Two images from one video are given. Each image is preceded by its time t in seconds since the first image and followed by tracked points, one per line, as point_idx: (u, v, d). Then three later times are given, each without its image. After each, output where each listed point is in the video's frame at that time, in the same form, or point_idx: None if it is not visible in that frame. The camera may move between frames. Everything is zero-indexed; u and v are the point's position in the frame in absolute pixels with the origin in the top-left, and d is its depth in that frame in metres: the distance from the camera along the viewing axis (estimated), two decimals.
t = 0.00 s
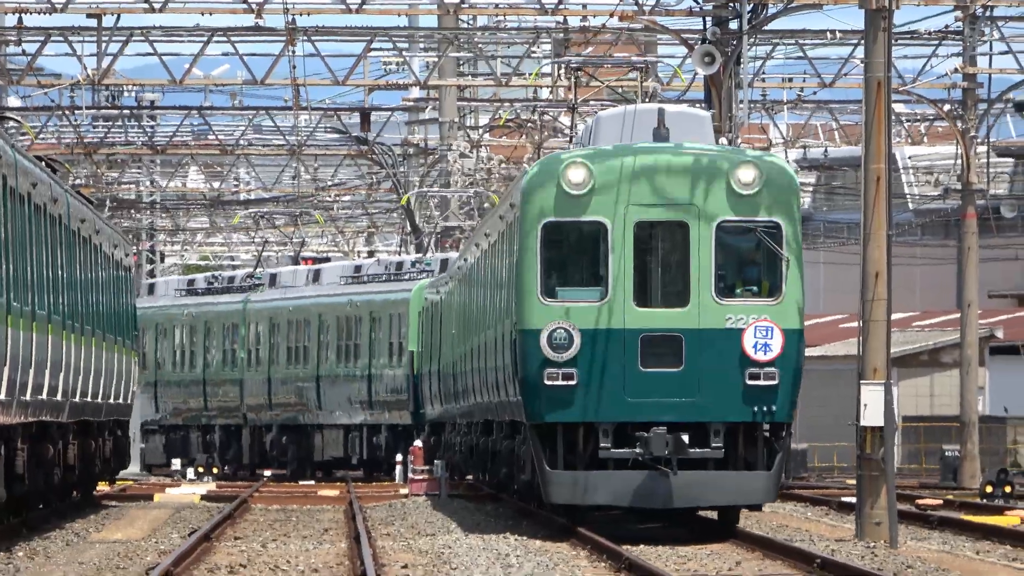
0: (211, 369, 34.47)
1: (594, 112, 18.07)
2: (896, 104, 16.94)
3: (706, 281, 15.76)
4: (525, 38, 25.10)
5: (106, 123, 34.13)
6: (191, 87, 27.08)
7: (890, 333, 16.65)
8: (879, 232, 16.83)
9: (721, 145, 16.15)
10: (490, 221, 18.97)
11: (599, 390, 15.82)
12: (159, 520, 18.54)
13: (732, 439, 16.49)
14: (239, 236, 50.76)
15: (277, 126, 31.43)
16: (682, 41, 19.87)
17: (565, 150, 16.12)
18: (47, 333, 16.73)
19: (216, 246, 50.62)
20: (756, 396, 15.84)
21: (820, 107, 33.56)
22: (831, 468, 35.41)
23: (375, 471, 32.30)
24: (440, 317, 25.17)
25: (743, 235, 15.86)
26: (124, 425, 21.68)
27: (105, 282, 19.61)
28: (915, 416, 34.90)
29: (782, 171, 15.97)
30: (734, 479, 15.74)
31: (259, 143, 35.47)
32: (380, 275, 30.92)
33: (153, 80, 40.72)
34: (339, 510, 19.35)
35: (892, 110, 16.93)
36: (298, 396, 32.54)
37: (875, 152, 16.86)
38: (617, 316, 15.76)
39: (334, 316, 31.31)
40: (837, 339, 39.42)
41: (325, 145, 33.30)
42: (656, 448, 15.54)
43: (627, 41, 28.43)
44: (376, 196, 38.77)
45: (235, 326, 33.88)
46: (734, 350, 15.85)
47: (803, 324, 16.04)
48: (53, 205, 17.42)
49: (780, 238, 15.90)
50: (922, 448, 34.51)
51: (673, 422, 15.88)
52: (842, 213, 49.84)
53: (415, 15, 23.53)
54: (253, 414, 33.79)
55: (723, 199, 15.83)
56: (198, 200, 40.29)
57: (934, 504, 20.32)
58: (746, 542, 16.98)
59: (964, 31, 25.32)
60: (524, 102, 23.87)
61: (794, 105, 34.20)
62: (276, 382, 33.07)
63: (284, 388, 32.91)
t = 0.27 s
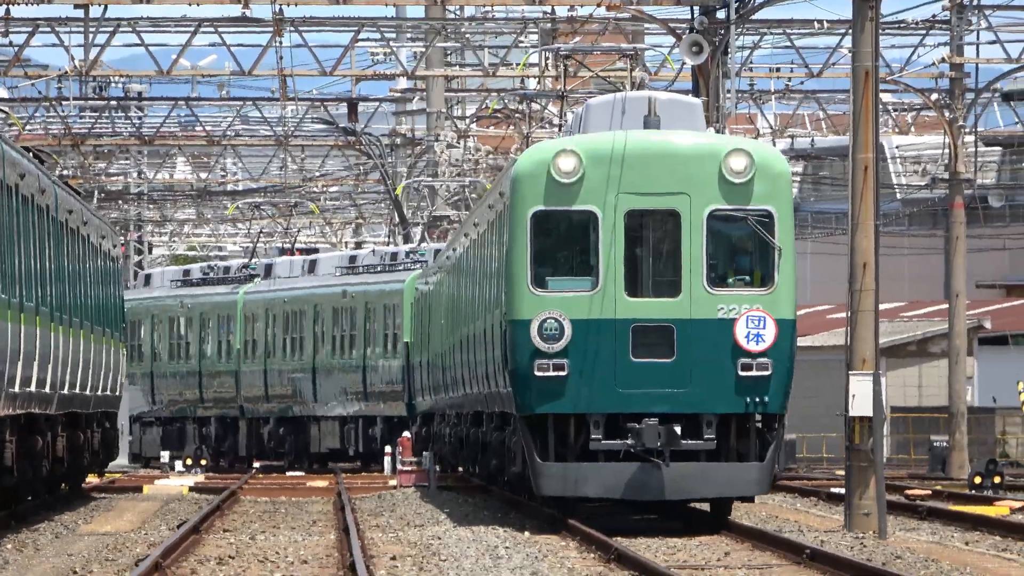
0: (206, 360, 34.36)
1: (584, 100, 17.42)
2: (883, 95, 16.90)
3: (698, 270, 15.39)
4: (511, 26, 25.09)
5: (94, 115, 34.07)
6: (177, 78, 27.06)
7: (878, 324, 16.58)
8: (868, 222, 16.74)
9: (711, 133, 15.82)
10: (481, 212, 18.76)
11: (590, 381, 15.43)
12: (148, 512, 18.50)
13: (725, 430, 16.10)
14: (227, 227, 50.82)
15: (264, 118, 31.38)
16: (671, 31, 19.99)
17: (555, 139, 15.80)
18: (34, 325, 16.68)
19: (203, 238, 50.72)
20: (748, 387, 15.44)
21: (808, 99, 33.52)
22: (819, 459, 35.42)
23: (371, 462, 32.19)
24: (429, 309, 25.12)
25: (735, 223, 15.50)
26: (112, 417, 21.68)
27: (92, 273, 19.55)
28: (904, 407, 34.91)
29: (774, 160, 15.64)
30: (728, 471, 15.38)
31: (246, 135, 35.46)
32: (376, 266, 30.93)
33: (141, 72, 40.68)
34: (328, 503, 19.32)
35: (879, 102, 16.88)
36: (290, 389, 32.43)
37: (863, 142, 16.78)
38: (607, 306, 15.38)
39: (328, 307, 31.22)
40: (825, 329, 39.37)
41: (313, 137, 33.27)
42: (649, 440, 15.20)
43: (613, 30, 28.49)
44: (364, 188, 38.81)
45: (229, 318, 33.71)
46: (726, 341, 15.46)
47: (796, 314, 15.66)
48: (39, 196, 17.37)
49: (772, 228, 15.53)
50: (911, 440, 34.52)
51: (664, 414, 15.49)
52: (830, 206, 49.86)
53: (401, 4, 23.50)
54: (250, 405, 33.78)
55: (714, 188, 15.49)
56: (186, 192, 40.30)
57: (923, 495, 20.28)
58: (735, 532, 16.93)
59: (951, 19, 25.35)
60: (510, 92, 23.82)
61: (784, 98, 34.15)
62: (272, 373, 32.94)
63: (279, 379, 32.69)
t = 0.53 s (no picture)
0: (202, 356, 33.88)
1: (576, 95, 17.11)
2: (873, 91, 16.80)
3: (691, 267, 15.16)
4: (499, 24, 25.18)
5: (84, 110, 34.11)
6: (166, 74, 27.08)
7: (866, 322, 16.55)
8: (856, 220, 16.70)
9: (703, 129, 15.59)
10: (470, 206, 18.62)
11: (581, 379, 15.21)
12: (136, 508, 18.53)
13: (715, 428, 15.87)
14: (216, 222, 50.93)
15: (254, 114, 31.41)
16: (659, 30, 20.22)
17: (545, 134, 15.56)
18: (23, 321, 16.68)
19: (192, 233, 50.83)
20: (740, 385, 15.22)
21: (797, 96, 33.59)
22: (807, 456, 35.46)
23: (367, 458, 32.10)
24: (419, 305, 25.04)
25: (728, 219, 15.29)
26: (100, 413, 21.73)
27: (80, 269, 19.56)
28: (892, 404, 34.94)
29: (766, 156, 15.44)
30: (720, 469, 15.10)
31: (236, 130, 35.47)
32: (373, 262, 30.83)
33: (132, 66, 40.69)
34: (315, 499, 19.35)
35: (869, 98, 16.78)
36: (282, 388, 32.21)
37: (852, 138, 16.69)
38: (599, 303, 15.16)
39: (324, 303, 31.02)
40: (813, 326, 39.40)
41: (302, 133, 33.31)
42: (639, 438, 14.88)
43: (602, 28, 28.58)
44: (352, 184, 38.90)
45: (225, 314, 33.31)
46: (718, 338, 15.24)
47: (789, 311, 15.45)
48: (29, 192, 17.38)
49: (765, 225, 15.33)
50: (900, 437, 34.57)
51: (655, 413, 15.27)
52: (819, 202, 49.94)
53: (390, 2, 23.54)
54: (246, 402, 33.38)
55: (706, 184, 15.27)
56: (175, 187, 40.36)
57: (910, 493, 20.31)
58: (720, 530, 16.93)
59: (939, 19, 25.45)
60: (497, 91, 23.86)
61: (773, 94, 34.21)
62: (269, 370, 32.53)
63: (275, 376, 32.35)
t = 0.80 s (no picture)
0: (200, 350, 33.52)
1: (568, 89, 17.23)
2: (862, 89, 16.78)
3: (684, 261, 15.01)
4: (486, 21, 25.22)
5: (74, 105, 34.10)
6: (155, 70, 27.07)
7: (857, 319, 16.53)
8: (845, 217, 16.68)
9: (696, 122, 15.40)
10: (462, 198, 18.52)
11: (574, 374, 15.05)
12: (127, 503, 18.53)
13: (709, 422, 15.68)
14: (205, 217, 50.98)
15: (244, 109, 31.40)
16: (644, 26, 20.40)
17: (537, 127, 15.37)
18: (13, 315, 16.68)
19: (181, 228, 50.85)
20: (734, 380, 15.08)
21: (785, 92, 33.62)
22: (798, 451, 35.53)
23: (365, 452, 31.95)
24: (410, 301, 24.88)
25: (721, 213, 15.11)
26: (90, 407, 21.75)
27: (70, 264, 19.56)
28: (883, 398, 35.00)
29: (760, 149, 15.25)
30: (715, 464, 15.00)
31: (226, 123, 35.47)
32: (370, 256, 30.63)
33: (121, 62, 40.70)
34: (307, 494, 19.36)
35: (859, 96, 16.76)
36: (280, 381, 31.94)
37: (842, 136, 16.67)
38: (591, 298, 15.01)
39: (322, 297, 30.79)
40: (804, 321, 39.44)
41: (292, 127, 33.33)
42: (633, 434, 14.82)
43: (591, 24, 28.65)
44: (342, 179, 38.96)
45: (220, 311, 33.01)
46: (712, 333, 15.09)
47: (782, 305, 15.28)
48: (19, 188, 17.39)
49: (758, 218, 15.13)
50: (890, 431, 34.65)
51: (648, 408, 15.12)
52: (810, 197, 50.01)
53: None
54: (245, 397, 33.11)
55: (700, 178, 15.10)
56: (166, 182, 40.39)
57: (901, 487, 20.36)
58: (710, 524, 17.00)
59: (928, 16, 25.52)
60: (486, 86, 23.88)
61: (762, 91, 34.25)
62: (268, 366, 32.17)
63: (274, 372, 32.03)
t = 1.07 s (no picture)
0: (206, 348, 33.29)
1: (569, 85, 17.14)
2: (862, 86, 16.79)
3: (686, 258, 14.98)
4: (484, 17, 25.23)
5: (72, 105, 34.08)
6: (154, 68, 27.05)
7: (857, 316, 16.51)
8: (844, 213, 16.67)
9: (697, 117, 15.38)
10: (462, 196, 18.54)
11: (575, 372, 14.96)
12: (126, 502, 18.53)
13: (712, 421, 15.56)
14: (203, 216, 50.99)
15: (243, 108, 31.38)
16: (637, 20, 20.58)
17: (538, 124, 15.33)
18: (13, 315, 16.68)
19: (180, 226, 50.86)
20: (736, 378, 15.03)
21: (784, 89, 33.62)
22: (797, 450, 35.53)
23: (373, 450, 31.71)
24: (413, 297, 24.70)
25: (723, 209, 15.09)
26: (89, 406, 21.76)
27: (69, 264, 19.58)
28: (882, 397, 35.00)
29: (762, 144, 15.23)
30: (718, 463, 14.84)
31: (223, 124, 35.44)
32: (377, 253, 30.46)
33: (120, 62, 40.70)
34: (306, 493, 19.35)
35: (858, 93, 16.77)
36: (288, 380, 31.94)
37: (841, 133, 16.66)
38: (593, 295, 14.93)
39: (330, 294, 30.64)
40: (804, 320, 39.44)
41: (291, 126, 33.31)
42: (635, 432, 14.71)
43: (590, 19, 28.61)
44: (340, 177, 38.97)
45: (226, 308, 32.78)
46: (714, 330, 15.05)
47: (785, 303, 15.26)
48: (18, 186, 17.38)
49: (761, 214, 15.11)
50: (889, 430, 34.65)
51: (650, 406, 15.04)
52: (809, 197, 50.02)
53: None
54: (255, 395, 33.02)
55: (702, 174, 15.07)
56: (164, 181, 40.38)
57: (900, 486, 20.35)
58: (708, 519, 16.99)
59: (927, 11, 25.52)
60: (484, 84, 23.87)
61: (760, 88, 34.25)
62: (276, 364, 32.14)
63: (283, 370, 31.98)
